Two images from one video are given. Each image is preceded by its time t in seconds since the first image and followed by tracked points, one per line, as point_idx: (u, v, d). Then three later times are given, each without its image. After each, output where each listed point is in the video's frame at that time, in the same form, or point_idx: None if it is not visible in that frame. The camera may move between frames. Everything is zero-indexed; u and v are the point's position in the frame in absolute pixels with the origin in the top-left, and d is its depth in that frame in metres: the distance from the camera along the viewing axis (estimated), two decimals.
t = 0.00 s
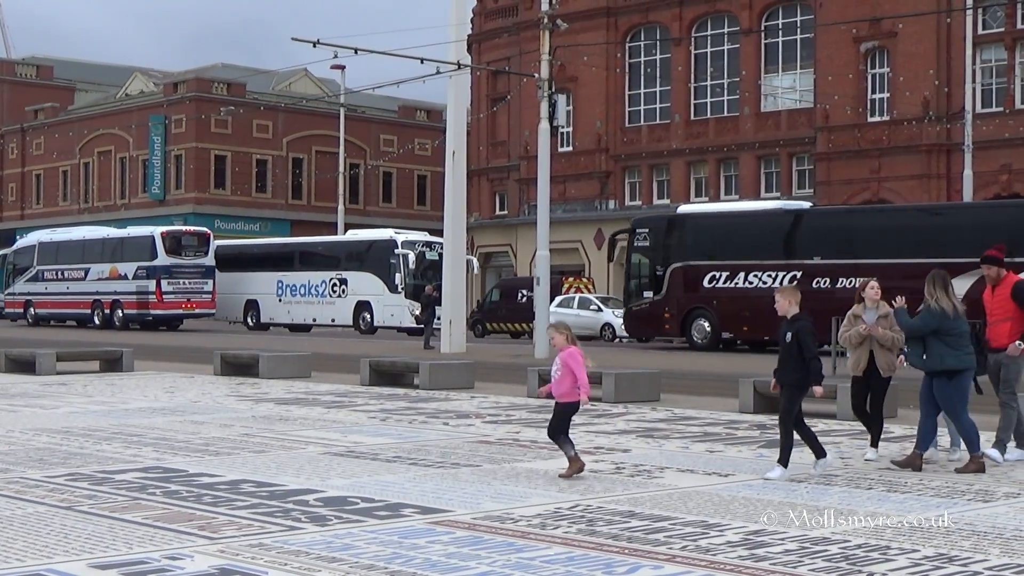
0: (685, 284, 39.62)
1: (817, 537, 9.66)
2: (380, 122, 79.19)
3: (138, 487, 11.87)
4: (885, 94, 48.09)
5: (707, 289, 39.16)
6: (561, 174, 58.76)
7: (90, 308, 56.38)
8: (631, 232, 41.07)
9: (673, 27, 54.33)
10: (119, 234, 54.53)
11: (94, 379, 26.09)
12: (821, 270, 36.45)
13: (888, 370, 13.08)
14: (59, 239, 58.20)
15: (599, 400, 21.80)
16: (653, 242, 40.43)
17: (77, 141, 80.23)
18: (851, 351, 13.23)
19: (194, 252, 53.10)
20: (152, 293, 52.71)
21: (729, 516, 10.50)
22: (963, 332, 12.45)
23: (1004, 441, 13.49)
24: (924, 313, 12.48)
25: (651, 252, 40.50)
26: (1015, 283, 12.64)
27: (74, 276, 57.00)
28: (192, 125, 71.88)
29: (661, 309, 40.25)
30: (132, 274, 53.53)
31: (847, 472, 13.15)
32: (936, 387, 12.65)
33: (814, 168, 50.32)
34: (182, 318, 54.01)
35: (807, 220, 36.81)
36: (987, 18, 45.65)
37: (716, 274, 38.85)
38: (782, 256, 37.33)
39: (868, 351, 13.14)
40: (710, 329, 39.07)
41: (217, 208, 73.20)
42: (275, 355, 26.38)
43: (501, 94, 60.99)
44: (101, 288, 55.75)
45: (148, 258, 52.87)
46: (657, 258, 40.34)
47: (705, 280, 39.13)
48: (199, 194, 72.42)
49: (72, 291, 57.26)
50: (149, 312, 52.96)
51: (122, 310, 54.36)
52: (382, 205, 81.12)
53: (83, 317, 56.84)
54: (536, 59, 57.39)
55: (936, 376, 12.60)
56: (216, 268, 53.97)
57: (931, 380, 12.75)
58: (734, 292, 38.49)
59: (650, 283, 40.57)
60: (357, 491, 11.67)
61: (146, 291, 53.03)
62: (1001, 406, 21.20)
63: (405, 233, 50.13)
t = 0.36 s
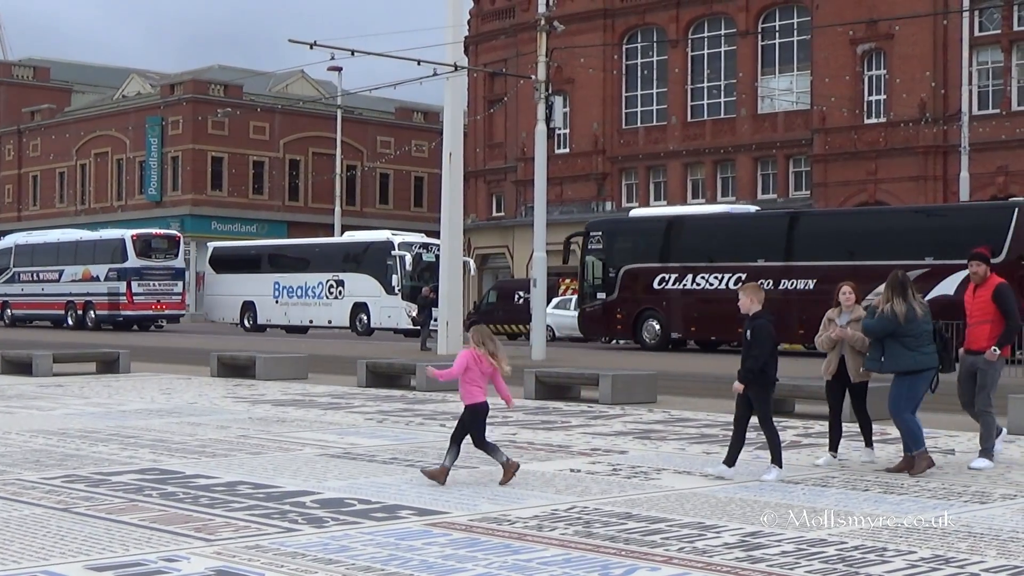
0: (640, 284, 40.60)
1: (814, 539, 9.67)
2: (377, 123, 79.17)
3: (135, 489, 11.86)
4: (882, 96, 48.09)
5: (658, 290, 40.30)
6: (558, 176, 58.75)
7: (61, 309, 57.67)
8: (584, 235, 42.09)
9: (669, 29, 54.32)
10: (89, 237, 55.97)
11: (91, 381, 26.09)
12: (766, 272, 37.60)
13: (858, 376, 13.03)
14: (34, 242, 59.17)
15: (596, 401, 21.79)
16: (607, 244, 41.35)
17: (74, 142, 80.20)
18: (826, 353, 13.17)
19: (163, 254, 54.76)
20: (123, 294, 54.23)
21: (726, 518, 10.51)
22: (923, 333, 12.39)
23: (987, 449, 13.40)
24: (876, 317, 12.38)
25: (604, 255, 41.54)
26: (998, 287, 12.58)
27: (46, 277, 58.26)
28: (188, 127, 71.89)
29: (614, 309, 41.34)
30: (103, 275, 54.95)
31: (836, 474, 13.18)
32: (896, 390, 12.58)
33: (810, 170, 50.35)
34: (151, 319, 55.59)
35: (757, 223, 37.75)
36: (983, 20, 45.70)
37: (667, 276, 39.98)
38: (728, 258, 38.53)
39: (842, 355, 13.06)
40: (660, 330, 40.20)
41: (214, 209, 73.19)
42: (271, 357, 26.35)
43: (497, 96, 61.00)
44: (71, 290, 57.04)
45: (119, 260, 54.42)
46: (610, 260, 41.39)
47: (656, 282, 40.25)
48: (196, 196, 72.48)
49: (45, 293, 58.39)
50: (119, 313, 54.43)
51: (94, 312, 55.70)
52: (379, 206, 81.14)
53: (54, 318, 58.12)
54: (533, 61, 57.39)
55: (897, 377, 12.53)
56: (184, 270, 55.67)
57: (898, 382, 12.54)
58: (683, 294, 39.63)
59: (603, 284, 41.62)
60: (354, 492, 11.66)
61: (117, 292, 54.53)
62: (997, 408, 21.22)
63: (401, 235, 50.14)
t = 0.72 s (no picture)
0: (594, 284, 41.56)
1: (812, 539, 9.67)
2: (374, 123, 79.19)
3: (132, 490, 11.86)
4: (879, 96, 48.11)
5: (611, 291, 41.25)
6: (555, 177, 58.73)
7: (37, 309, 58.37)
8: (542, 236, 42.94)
9: (667, 29, 54.36)
10: (62, 238, 56.63)
11: (88, 381, 26.06)
12: (714, 272, 38.65)
13: (814, 375, 12.84)
14: (12, 243, 59.91)
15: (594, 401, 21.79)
16: (563, 245, 42.31)
17: (71, 143, 80.17)
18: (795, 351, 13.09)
19: (135, 254, 55.49)
20: (95, 294, 54.94)
21: (723, 518, 10.50)
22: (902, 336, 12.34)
23: (983, 447, 13.37)
24: (861, 323, 12.23)
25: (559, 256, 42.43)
26: (983, 284, 12.57)
27: (23, 278, 58.95)
28: (186, 128, 71.89)
29: (569, 309, 42.24)
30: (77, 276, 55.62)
31: (832, 474, 13.18)
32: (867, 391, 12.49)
33: (808, 170, 50.32)
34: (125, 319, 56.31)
35: (708, 224, 38.87)
36: (980, 20, 45.79)
37: (620, 276, 40.97)
38: (677, 259, 39.59)
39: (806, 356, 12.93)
40: (613, 329, 41.15)
41: (212, 210, 73.18)
42: (267, 357, 26.33)
43: (495, 96, 61.03)
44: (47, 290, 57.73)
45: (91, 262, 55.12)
46: (565, 260, 42.27)
47: (610, 282, 41.19)
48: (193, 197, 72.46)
49: (22, 293, 59.06)
50: (92, 313, 55.14)
51: (67, 312, 56.41)
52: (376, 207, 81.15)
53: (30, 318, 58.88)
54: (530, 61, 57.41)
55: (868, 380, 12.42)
56: (155, 270, 56.38)
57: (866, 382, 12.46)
58: (636, 294, 40.61)
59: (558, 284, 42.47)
60: (351, 493, 11.66)
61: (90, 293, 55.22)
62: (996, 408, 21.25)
63: (399, 236, 50.14)
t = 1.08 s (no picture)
0: (551, 285, 42.46)
1: (810, 538, 9.68)
2: (372, 123, 79.20)
3: (129, 490, 11.86)
4: (876, 95, 48.13)
5: (567, 291, 42.15)
6: (553, 176, 58.69)
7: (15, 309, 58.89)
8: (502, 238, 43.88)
9: (664, 29, 54.36)
10: (38, 239, 57.14)
11: (85, 382, 26.07)
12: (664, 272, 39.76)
13: (773, 377, 12.85)
14: None
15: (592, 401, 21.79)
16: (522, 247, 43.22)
17: (68, 143, 80.16)
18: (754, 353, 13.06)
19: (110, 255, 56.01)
20: (69, 294, 55.46)
21: (721, 518, 10.50)
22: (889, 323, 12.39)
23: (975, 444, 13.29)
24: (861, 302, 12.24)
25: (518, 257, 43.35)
26: (958, 284, 12.51)
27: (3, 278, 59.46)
28: (183, 128, 71.88)
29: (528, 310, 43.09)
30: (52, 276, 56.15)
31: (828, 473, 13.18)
32: (849, 384, 12.43)
33: (805, 170, 50.33)
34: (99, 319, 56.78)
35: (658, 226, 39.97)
36: (977, 20, 45.77)
37: (575, 276, 41.91)
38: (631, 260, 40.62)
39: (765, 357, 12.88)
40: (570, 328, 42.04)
41: (209, 210, 73.16)
42: (266, 357, 26.33)
43: (492, 96, 61.02)
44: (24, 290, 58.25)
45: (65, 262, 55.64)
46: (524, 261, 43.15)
47: (567, 282, 42.11)
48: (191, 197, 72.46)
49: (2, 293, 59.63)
50: (67, 313, 55.64)
51: (42, 312, 56.98)
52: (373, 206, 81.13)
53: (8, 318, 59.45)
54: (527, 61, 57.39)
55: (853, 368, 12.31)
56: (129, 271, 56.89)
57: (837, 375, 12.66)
58: (591, 294, 41.56)
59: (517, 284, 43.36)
60: (349, 493, 11.65)
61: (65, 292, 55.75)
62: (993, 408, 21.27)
63: (397, 235, 50.12)
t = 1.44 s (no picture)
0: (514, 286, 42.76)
1: (807, 539, 9.69)
2: (369, 124, 79.21)
3: (127, 490, 11.87)
4: (874, 96, 48.17)
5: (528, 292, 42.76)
6: (550, 177, 58.68)
7: None
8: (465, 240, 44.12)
9: (661, 29, 54.36)
10: (16, 240, 57.61)
11: (83, 381, 26.12)
12: (620, 274, 40.81)
13: (715, 388, 12.80)
14: None
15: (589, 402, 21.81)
16: (485, 248, 43.63)
17: (65, 143, 80.16)
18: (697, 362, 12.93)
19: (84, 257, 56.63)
20: (45, 294, 56.00)
21: (718, 518, 10.52)
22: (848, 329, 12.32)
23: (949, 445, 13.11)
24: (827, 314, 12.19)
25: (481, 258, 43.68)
26: (940, 283, 12.33)
27: None
28: (181, 129, 71.84)
29: (490, 312, 43.31)
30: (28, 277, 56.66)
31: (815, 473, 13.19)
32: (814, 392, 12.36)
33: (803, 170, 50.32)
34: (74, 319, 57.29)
35: (614, 229, 40.97)
36: (975, 20, 45.71)
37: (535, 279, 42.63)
38: (587, 262, 41.56)
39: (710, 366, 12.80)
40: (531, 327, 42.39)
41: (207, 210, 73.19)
42: (262, 357, 26.34)
43: (490, 97, 61.01)
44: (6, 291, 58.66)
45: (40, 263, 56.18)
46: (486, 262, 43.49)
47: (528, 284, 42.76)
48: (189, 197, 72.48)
49: None
50: (42, 313, 56.16)
51: (19, 312, 57.51)
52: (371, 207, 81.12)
53: None
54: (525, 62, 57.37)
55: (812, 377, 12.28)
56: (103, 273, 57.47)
57: (784, 378, 12.70)
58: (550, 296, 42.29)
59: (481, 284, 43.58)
60: (347, 493, 11.66)
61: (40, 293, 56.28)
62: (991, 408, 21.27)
63: (395, 236, 50.13)
